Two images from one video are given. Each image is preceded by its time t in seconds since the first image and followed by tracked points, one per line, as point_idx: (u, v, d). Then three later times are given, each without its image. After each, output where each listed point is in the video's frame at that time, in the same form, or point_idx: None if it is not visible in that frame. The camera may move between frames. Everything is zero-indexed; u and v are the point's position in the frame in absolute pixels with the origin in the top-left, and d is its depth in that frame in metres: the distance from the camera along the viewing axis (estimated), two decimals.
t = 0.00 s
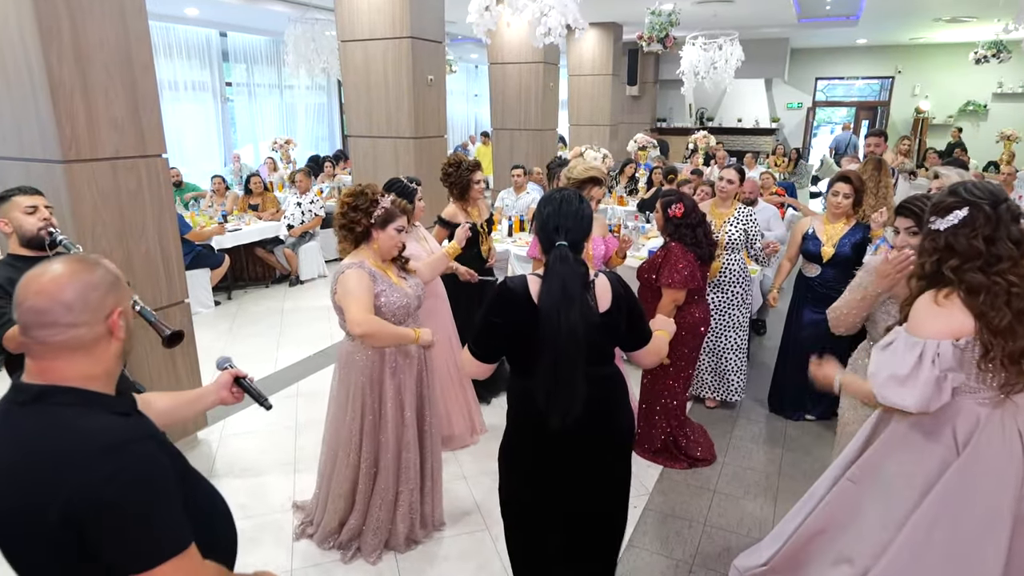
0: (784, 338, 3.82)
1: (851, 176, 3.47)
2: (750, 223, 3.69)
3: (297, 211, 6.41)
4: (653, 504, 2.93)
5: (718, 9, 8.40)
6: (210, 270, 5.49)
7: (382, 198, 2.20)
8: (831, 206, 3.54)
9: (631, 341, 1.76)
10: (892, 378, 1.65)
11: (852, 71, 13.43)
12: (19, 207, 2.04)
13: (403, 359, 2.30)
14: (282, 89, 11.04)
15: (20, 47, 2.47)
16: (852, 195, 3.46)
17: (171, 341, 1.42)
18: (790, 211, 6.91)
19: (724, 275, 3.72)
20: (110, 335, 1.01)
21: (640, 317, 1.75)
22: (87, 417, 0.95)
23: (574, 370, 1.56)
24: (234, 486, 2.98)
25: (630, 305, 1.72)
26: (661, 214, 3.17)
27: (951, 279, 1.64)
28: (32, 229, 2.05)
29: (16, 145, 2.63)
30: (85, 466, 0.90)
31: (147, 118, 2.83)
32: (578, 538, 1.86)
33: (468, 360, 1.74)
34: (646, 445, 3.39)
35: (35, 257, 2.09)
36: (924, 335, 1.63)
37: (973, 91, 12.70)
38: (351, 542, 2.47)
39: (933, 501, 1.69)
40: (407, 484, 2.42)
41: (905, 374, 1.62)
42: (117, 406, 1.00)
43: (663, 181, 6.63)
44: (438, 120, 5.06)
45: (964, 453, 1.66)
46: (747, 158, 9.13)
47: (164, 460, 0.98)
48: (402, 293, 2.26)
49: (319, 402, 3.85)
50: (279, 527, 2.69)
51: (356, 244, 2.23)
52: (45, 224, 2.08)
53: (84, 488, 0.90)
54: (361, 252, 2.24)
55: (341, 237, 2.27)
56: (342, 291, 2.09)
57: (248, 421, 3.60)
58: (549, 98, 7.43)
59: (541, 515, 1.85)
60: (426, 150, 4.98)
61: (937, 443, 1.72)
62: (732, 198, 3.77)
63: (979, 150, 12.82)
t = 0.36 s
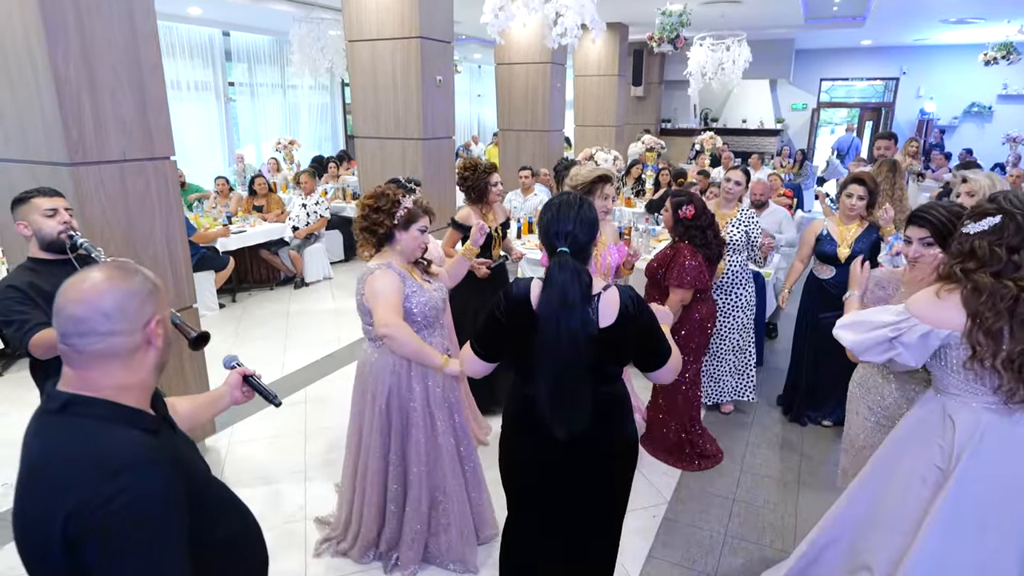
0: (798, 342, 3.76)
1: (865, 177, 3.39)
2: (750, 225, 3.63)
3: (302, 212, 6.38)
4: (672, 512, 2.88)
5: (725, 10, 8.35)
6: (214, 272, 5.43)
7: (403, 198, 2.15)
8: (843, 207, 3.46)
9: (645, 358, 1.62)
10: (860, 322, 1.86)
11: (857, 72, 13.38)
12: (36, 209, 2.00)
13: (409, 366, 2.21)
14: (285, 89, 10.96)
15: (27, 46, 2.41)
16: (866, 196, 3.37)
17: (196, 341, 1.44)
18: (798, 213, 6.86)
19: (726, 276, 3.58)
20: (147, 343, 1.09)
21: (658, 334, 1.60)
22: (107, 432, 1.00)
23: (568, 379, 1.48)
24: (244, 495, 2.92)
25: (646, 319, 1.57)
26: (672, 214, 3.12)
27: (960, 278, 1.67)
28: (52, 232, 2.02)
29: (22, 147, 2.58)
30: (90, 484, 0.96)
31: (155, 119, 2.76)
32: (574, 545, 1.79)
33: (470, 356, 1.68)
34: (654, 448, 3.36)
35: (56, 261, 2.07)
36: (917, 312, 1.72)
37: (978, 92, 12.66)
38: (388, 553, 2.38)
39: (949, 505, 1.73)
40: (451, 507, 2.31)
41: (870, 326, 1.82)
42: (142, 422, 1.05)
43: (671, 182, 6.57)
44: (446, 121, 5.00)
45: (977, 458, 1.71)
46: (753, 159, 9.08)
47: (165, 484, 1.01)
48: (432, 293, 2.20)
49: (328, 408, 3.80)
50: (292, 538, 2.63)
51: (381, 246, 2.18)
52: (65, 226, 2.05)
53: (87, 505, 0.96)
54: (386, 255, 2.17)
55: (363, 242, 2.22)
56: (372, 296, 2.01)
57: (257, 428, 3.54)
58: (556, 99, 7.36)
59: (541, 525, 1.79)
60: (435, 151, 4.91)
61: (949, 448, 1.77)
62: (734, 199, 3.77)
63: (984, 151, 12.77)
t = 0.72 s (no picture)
0: (802, 344, 3.70)
1: (864, 177, 3.33)
2: (747, 228, 3.58)
3: (299, 214, 6.31)
4: (684, 521, 2.82)
5: (724, 10, 8.32)
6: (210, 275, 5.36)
7: (415, 208, 2.15)
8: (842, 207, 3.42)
9: (637, 377, 1.50)
10: (871, 337, 1.78)
11: (852, 74, 13.41)
12: (60, 211, 1.99)
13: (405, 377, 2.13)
14: (280, 88, 10.87)
15: (21, 43, 2.33)
16: (864, 198, 3.31)
17: (215, 352, 1.49)
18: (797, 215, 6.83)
19: (722, 279, 3.55)
20: (172, 361, 1.05)
21: (651, 351, 1.47)
22: (128, 457, 0.95)
23: (546, 398, 1.34)
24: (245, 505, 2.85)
25: (639, 335, 1.45)
26: (671, 217, 3.07)
27: (969, 289, 1.57)
28: (75, 236, 2.00)
29: (17, 148, 2.50)
30: (108, 513, 0.91)
31: (154, 119, 2.68)
32: None
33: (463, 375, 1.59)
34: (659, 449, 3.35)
35: (78, 263, 2.06)
36: (926, 324, 1.64)
37: (972, 94, 12.73)
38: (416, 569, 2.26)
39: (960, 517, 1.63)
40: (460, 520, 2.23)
41: (881, 339, 1.74)
42: (167, 446, 1.00)
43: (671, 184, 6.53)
44: (447, 122, 4.93)
45: (991, 467, 1.61)
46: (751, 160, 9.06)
47: (191, 512, 0.95)
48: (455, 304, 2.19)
49: (329, 414, 3.73)
50: (293, 551, 2.55)
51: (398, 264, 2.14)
52: (87, 229, 2.03)
53: (106, 535, 0.90)
54: (405, 269, 2.13)
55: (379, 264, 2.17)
56: (396, 312, 1.93)
57: (257, 435, 3.46)
58: (555, 99, 7.31)
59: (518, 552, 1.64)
60: (435, 152, 4.83)
61: (962, 457, 1.67)
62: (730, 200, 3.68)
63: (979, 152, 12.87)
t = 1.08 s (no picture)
0: (789, 342, 3.71)
1: (845, 176, 3.33)
2: (729, 225, 3.56)
3: (280, 214, 6.21)
4: (676, 524, 2.79)
5: (708, 11, 8.35)
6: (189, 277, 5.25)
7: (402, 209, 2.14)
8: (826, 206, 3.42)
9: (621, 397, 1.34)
10: (864, 342, 1.76)
11: (832, 75, 13.56)
12: (53, 211, 1.90)
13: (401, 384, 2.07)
14: (261, 87, 10.71)
15: None
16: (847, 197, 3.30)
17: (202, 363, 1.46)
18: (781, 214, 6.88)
19: (707, 278, 3.56)
20: (164, 372, 0.98)
21: (637, 367, 1.32)
22: (118, 472, 0.89)
23: (525, 406, 1.29)
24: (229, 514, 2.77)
25: (622, 350, 1.30)
26: (653, 213, 3.04)
27: (965, 290, 1.56)
28: (71, 235, 1.92)
29: None
30: (97, 534, 0.85)
31: (131, 117, 2.59)
32: None
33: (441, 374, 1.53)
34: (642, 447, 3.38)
35: (75, 265, 1.98)
36: (918, 327, 1.62)
37: (949, 96, 12.95)
38: None
39: (959, 523, 1.63)
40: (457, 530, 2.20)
41: (875, 344, 1.72)
42: (158, 460, 0.94)
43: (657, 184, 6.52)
44: (432, 121, 4.87)
45: (988, 474, 1.61)
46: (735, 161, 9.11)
47: (187, 531, 0.88)
48: (453, 303, 2.19)
49: (314, 418, 3.65)
50: (280, 561, 2.47)
51: (394, 270, 2.10)
52: (84, 231, 1.94)
53: (97, 557, 0.84)
54: (403, 273, 2.11)
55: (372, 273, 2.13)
56: (400, 317, 1.88)
57: (239, 441, 3.38)
58: (540, 99, 7.28)
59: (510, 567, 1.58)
60: (420, 152, 4.77)
61: (959, 463, 1.67)
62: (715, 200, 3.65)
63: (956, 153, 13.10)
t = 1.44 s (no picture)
0: (773, 340, 3.70)
1: (825, 175, 3.32)
2: (716, 224, 3.53)
3: (259, 215, 6.11)
4: (662, 526, 2.76)
5: (689, 10, 8.37)
6: (165, 279, 5.15)
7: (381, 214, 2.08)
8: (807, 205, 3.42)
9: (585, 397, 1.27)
10: (851, 346, 1.73)
11: (811, 75, 13.69)
12: (23, 214, 1.82)
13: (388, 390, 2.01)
14: (238, 86, 10.55)
15: None
16: (827, 195, 3.31)
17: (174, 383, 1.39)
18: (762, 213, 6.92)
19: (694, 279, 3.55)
20: (124, 385, 0.92)
21: (607, 367, 1.25)
22: (76, 493, 0.81)
23: (482, 415, 1.17)
24: (205, 523, 2.69)
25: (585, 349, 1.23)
26: (633, 218, 3.01)
27: (954, 290, 1.55)
28: (39, 241, 1.83)
29: None
30: (49, 563, 0.77)
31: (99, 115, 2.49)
32: None
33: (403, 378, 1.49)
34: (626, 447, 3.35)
35: (41, 271, 1.88)
36: (905, 328, 1.62)
37: (925, 95, 13.15)
38: None
39: (948, 525, 1.64)
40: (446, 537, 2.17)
41: (862, 347, 1.70)
42: (121, 477, 0.86)
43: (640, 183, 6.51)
44: (413, 120, 4.81)
45: (975, 475, 1.61)
46: (717, 160, 9.16)
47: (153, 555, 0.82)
48: (435, 303, 2.16)
49: (294, 423, 3.58)
50: (257, 571, 2.40)
51: (377, 278, 2.04)
52: (53, 237, 1.86)
53: None
54: (386, 279, 2.07)
55: (353, 282, 2.07)
56: (387, 328, 1.82)
57: (216, 448, 3.29)
58: (523, 98, 7.24)
59: None
60: (401, 152, 4.71)
61: (949, 464, 1.66)
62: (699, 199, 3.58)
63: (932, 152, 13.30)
